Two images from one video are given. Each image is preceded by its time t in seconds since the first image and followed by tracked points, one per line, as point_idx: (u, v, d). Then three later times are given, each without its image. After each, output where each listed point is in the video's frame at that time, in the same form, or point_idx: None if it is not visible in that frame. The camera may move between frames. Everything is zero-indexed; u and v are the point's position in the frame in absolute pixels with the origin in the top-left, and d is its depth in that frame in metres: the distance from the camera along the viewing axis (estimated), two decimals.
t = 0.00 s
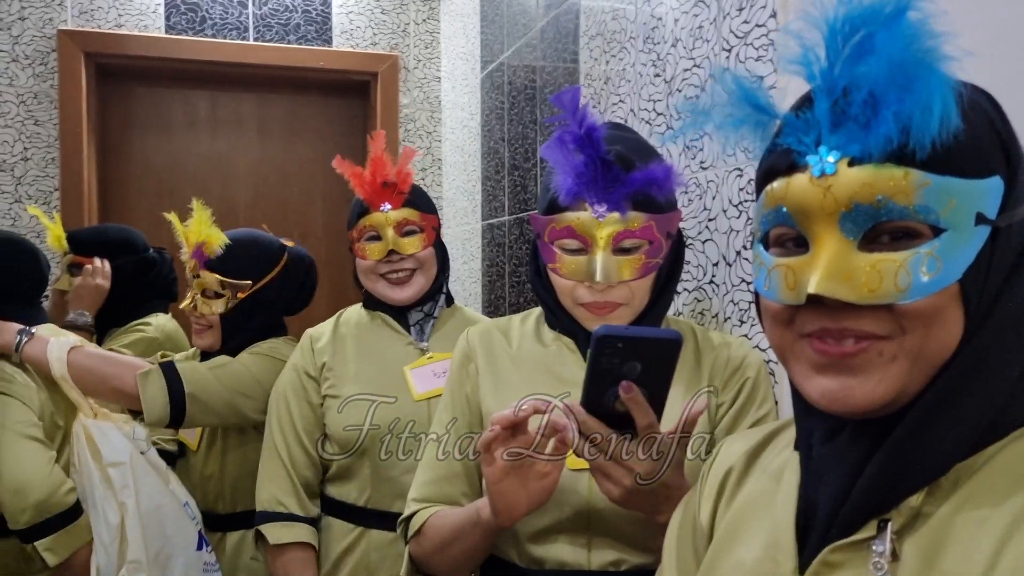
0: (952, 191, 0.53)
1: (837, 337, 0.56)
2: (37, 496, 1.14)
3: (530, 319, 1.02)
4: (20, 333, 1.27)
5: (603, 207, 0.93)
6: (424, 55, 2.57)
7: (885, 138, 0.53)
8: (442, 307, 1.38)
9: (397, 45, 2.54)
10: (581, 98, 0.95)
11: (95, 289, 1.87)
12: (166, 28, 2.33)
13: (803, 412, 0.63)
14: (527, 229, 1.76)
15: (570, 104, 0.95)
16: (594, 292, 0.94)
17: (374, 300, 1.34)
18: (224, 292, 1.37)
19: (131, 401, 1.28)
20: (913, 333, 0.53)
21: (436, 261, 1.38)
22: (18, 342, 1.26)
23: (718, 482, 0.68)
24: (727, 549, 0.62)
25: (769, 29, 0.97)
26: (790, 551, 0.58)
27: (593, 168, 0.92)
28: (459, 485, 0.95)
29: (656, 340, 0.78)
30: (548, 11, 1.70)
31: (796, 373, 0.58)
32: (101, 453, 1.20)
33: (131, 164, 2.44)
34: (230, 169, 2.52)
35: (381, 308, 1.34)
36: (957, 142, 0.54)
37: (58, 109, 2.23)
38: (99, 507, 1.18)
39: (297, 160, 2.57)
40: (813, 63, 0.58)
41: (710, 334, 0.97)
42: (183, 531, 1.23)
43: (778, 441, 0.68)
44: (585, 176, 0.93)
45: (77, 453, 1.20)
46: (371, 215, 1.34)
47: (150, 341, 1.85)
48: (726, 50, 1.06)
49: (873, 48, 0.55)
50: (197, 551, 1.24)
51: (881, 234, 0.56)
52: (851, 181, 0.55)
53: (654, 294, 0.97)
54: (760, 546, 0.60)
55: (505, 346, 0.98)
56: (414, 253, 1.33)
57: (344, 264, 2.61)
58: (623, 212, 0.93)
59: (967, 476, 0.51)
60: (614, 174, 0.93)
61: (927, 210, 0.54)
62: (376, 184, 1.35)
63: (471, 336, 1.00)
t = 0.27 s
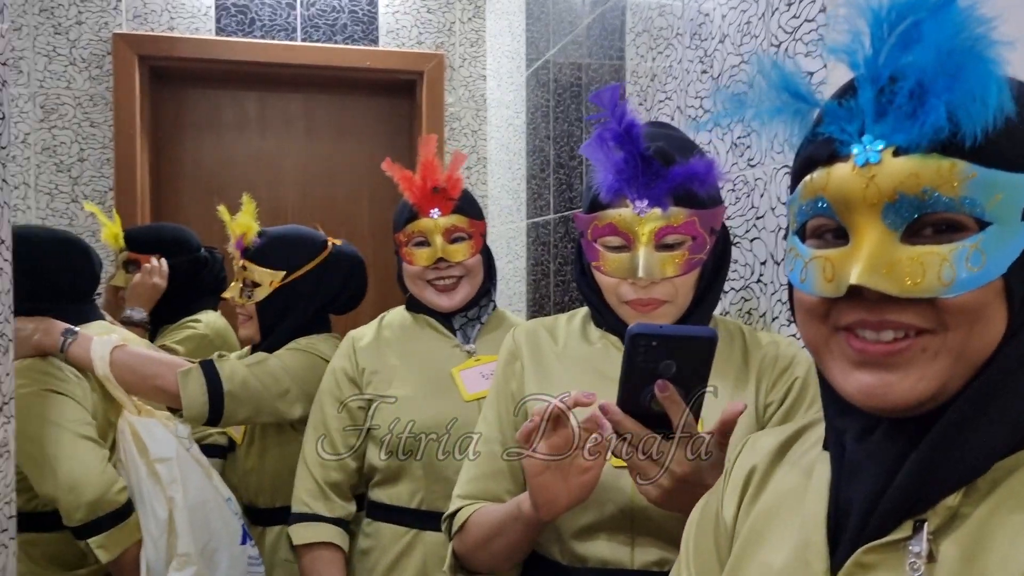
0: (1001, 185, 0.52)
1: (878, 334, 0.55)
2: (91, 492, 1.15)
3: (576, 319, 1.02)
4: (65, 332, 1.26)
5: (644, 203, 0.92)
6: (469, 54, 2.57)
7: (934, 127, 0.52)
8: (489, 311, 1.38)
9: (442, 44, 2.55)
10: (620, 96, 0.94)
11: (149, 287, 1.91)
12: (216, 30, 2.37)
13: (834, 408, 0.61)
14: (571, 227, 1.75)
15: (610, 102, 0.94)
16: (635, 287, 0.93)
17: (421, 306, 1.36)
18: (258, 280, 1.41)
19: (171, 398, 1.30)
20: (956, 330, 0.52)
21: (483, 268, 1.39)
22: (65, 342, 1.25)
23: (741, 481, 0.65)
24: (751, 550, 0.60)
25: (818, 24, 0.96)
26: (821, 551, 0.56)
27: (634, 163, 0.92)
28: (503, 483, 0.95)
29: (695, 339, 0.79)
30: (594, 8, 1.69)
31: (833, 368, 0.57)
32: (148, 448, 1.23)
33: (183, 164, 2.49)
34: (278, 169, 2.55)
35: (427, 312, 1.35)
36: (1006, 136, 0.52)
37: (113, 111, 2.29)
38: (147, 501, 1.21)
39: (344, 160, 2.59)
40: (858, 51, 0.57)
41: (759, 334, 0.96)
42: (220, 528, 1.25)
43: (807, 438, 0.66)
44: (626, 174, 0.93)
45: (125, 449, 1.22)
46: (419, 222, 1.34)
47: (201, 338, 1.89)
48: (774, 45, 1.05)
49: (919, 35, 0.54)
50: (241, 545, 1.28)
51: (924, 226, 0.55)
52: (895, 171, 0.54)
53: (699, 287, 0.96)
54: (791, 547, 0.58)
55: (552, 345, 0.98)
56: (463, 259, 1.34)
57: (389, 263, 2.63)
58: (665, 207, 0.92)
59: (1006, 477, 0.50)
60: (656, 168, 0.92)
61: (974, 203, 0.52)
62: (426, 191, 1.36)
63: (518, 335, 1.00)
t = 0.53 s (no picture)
0: None
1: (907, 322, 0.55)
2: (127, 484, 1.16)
3: (595, 316, 1.01)
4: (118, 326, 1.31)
5: (648, 189, 0.93)
6: (492, 51, 2.57)
7: (971, 112, 0.52)
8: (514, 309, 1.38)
9: (466, 41, 2.55)
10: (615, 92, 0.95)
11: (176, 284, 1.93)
12: (242, 28, 2.39)
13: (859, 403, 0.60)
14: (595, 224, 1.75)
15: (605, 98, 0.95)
16: (648, 277, 0.92)
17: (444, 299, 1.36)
18: (292, 270, 1.45)
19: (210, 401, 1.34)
20: (990, 321, 0.52)
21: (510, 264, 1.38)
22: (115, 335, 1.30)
23: (752, 482, 0.64)
24: (764, 550, 0.59)
25: (845, 18, 0.95)
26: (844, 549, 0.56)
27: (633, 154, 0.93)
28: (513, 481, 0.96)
29: (734, 341, 0.80)
30: (618, 4, 1.68)
31: (860, 361, 0.57)
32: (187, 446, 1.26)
33: (209, 162, 2.51)
34: (303, 166, 2.57)
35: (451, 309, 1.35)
36: None
37: (140, 110, 2.31)
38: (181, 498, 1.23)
39: (368, 157, 2.60)
40: (892, 37, 0.57)
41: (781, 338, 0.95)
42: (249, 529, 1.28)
43: (819, 437, 0.65)
44: (627, 164, 0.94)
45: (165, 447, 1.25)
46: (448, 213, 1.35)
47: (228, 335, 1.91)
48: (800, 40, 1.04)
49: (958, 19, 0.53)
50: (269, 550, 1.30)
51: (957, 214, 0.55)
52: (932, 156, 0.53)
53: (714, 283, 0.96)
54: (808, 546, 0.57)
55: (570, 340, 0.98)
56: (489, 253, 1.33)
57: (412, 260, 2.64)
58: (669, 192, 0.93)
59: None
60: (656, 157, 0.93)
61: (1008, 190, 0.53)
62: (456, 183, 1.36)
63: (534, 332, 1.00)
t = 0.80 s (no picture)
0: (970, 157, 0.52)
1: (867, 314, 0.57)
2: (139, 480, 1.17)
3: (590, 310, 1.00)
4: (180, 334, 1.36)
5: (648, 159, 0.93)
6: (505, 50, 2.57)
7: (902, 104, 0.54)
8: (522, 308, 1.37)
9: (479, 41, 2.55)
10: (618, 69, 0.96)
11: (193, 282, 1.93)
12: (256, 27, 2.40)
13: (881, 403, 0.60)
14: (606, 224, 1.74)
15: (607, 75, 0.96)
16: (643, 249, 0.91)
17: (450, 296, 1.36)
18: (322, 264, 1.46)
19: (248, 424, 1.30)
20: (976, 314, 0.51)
21: (515, 261, 1.37)
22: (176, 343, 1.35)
23: (782, 481, 0.65)
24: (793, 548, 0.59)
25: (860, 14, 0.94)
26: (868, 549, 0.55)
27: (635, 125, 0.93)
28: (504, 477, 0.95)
29: (755, 340, 0.72)
30: (631, 2, 1.68)
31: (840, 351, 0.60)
32: (227, 467, 1.25)
33: (223, 160, 2.52)
34: (316, 165, 2.57)
35: (459, 308, 1.35)
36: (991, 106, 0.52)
37: (155, 108, 2.33)
38: (212, 516, 1.23)
39: (381, 156, 2.61)
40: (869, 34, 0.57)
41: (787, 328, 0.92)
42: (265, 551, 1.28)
43: (851, 441, 0.66)
44: (629, 135, 0.94)
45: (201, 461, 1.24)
46: (452, 211, 1.34)
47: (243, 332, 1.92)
48: (814, 36, 1.03)
49: (897, 21, 0.55)
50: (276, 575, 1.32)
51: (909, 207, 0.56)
52: (872, 153, 0.56)
53: (713, 265, 0.93)
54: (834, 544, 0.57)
55: (564, 337, 0.96)
56: (493, 251, 1.32)
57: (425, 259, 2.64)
58: (669, 164, 0.93)
59: None
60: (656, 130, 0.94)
61: (945, 179, 0.53)
62: (460, 181, 1.36)
63: (528, 329, 0.99)
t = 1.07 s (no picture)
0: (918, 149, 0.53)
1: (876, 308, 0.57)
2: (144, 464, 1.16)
3: (573, 300, 0.90)
4: (184, 324, 1.35)
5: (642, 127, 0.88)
6: (513, 44, 2.54)
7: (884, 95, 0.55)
8: (517, 298, 1.33)
9: (487, 35, 2.53)
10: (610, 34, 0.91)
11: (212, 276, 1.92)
12: (262, 21, 2.38)
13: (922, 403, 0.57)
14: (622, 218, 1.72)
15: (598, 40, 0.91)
16: (638, 220, 0.85)
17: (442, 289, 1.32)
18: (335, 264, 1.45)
19: (258, 408, 1.32)
20: None
21: (510, 248, 1.34)
22: (179, 333, 1.34)
23: (860, 472, 0.64)
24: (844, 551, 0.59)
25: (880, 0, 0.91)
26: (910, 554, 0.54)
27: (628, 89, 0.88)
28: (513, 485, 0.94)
29: (767, 309, 0.64)
30: None
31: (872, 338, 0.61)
32: (247, 456, 1.30)
33: (229, 154, 2.51)
34: (323, 160, 2.56)
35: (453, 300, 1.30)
36: (937, 101, 0.52)
37: (161, 102, 2.31)
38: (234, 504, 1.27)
39: (388, 151, 2.59)
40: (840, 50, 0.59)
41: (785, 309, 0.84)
42: (273, 543, 1.30)
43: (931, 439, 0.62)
44: (620, 102, 0.88)
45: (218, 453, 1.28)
46: (442, 198, 1.31)
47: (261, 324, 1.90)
48: (832, 24, 1.00)
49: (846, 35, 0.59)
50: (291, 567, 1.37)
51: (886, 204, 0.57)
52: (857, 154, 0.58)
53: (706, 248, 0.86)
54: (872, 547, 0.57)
55: (545, 331, 0.86)
56: (487, 238, 1.30)
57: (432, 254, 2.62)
58: (663, 132, 0.88)
59: None
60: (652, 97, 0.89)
61: (900, 176, 0.54)
62: (450, 165, 1.32)
63: (505, 321, 0.88)
